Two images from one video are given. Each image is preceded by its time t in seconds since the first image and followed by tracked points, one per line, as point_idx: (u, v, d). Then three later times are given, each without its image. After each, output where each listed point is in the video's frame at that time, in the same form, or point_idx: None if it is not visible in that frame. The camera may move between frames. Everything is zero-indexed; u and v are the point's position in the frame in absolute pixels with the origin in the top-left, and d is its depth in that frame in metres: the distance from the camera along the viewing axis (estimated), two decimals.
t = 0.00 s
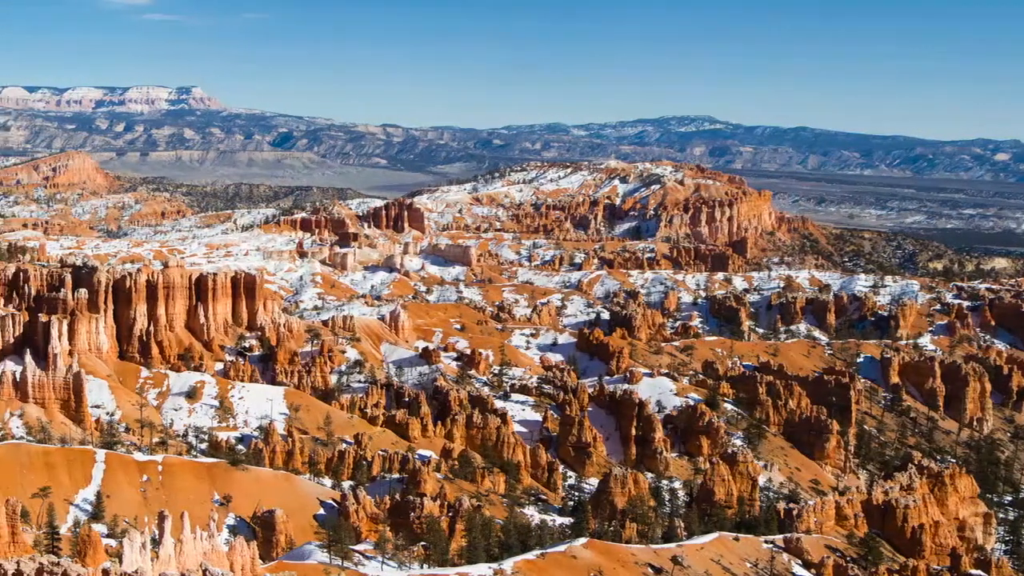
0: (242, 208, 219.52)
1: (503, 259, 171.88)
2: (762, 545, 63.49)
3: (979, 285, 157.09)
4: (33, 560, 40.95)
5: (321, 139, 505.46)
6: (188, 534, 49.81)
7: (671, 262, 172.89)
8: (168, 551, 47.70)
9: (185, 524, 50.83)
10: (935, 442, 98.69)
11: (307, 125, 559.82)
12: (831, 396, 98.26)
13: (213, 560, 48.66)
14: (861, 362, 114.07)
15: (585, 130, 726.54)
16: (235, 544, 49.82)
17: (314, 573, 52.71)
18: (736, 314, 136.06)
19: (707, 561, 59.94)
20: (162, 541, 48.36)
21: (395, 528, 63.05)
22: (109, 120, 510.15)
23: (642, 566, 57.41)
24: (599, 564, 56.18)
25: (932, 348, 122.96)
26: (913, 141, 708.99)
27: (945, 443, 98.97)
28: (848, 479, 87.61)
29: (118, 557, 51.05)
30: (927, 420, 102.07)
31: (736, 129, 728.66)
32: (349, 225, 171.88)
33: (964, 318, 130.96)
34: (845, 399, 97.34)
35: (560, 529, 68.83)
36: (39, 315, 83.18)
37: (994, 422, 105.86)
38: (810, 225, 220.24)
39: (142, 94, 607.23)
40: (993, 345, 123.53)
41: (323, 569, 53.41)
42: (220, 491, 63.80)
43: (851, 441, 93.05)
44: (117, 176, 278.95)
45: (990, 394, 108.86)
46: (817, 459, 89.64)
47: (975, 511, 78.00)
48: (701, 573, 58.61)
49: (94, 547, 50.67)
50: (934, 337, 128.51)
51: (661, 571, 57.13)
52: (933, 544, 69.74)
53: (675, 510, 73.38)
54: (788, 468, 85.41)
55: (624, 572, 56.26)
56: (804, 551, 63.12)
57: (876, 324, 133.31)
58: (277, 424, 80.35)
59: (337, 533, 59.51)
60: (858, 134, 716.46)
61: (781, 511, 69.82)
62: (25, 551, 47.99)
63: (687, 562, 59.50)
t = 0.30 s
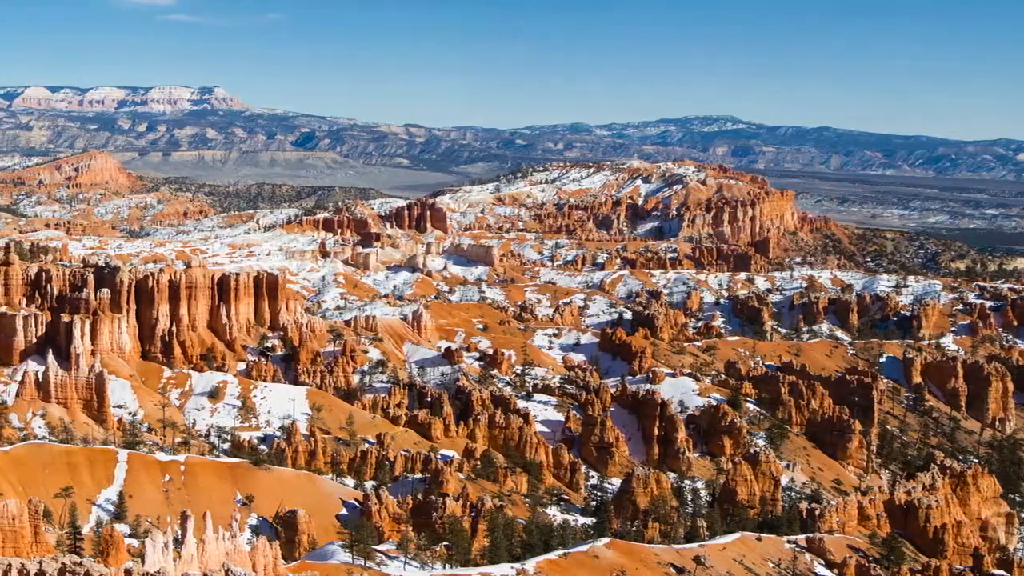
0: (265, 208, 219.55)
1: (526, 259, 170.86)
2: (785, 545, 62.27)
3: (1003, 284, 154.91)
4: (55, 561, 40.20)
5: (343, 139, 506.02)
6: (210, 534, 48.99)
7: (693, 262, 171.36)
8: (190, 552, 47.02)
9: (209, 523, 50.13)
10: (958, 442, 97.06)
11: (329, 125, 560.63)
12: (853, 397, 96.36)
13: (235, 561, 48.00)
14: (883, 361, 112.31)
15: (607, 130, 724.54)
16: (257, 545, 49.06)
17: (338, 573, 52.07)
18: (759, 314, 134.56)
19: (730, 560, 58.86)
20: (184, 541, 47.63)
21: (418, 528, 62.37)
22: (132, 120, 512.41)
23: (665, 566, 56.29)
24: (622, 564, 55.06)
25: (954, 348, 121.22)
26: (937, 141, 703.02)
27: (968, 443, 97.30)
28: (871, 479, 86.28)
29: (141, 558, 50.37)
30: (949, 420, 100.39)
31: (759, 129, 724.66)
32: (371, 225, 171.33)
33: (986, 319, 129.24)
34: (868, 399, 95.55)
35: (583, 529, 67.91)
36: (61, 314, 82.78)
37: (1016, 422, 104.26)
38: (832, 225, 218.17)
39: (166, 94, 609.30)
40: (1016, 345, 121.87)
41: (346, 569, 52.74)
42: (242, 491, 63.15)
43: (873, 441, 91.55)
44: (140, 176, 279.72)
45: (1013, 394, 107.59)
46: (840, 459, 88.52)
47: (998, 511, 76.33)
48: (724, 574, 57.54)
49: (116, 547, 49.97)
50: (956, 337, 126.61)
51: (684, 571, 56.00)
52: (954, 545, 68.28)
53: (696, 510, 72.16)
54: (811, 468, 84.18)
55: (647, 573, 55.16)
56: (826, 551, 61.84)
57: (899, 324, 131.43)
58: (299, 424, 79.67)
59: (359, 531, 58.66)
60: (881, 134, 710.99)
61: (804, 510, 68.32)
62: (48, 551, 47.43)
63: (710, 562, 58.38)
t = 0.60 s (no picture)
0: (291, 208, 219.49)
1: (552, 259, 169.68)
2: (811, 545, 60.91)
3: None
4: (82, 560, 39.45)
5: (369, 140, 506.57)
6: (237, 534, 48.21)
7: (719, 262, 169.56)
8: (217, 551, 46.30)
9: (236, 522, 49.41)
10: (984, 442, 95.24)
11: (355, 125, 561.52)
12: (879, 397, 94.85)
13: (263, 561, 47.29)
14: (910, 361, 110.36)
15: (633, 130, 721.95)
16: (284, 544, 48.38)
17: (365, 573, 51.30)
18: (785, 314, 132.83)
19: (756, 560, 57.55)
20: (211, 540, 46.88)
21: (445, 528, 61.56)
22: (159, 121, 514.86)
23: (691, 566, 55.07)
24: (648, 564, 53.93)
25: (981, 348, 119.23)
26: (964, 141, 695.89)
27: (994, 443, 95.48)
28: (897, 479, 84.83)
29: (168, 558, 49.72)
30: (975, 420, 98.58)
31: (785, 129, 719.71)
32: (398, 224, 170.70)
33: (1013, 319, 127.42)
34: (894, 399, 93.82)
35: (609, 529, 66.78)
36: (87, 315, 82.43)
37: None
38: (858, 225, 215.74)
39: (193, 94, 611.84)
40: None
41: (373, 570, 51.96)
42: (269, 491, 62.46)
43: (899, 440, 89.91)
44: (167, 176, 280.58)
45: None
46: (866, 459, 87.13)
47: None
48: (750, 573, 56.29)
49: (143, 547, 49.33)
50: (983, 337, 124.57)
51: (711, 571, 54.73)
52: (980, 545, 66.55)
53: (722, 510, 70.80)
54: (837, 467, 82.80)
55: (674, 573, 53.99)
56: (853, 551, 60.48)
57: (925, 324, 129.40)
58: (326, 424, 78.97)
59: (387, 531, 57.79)
60: (908, 134, 704.52)
61: (830, 511, 67.02)
62: (75, 550, 46.80)
63: (737, 562, 57.09)
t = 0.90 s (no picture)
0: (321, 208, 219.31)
1: (582, 259, 168.32)
2: (841, 545, 59.37)
3: None
4: (112, 560, 38.57)
5: (399, 140, 506.76)
6: (267, 534, 47.50)
7: (749, 262, 167.47)
8: (247, 551, 45.49)
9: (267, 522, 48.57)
10: (1014, 442, 93.31)
11: (385, 125, 561.91)
12: (909, 397, 92.69)
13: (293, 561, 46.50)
14: (939, 362, 108.02)
15: (663, 130, 718.37)
16: (314, 544, 47.49)
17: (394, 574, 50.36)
18: (815, 314, 130.79)
19: (786, 561, 56.15)
20: (240, 540, 45.99)
21: (474, 527, 60.65)
22: (190, 121, 517.42)
23: (721, 565, 53.72)
24: (677, 564, 52.66)
25: (1011, 348, 116.98)
26: (997, 141, 687.13)
27: None
28: (927, 479, 83.10)
29: (197, 558, 48.96)
30: (1005, 420, 96.56)
31: (816, 128, 713.68)
32: (428, 225, 169.81)
33: None
34: (924, 399, 91.71)
35: (639, 529, 65.55)
36: (117, 315, 82.20)
37: None
38: (889, 225, 212.85)
39: (224, 94, 614.28)
40: None
41: (402, 570, 51.05)
42: (299, 491, 61.66)
43: (928, 440, 88.12)
44: (197, 176, 281.47)
45: None
46: (896, 459, 85.43)
47: None
48: (780, 573, 54.86)
49: (173, 547, 48.62)
50: (1014, 337, 122.41)
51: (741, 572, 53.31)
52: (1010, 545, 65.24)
53: (752, 510, 69.50)
54: (868, 467, 81.01)
55: (703, 573, 52.61)
56: (882, 552, 59.15)
57: (955, 324, 127.28)
58: (356, 424, 78.20)
59: (416, 531, 56.81)
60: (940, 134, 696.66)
61: (860, 511, 65.38)
62: (105, 550, 46.17)
63: (766, 562, 55.68)
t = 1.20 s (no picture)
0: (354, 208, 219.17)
1: (616, 259, 166.87)
2: (875, 544, 57.86)
3: None
4: (144, 560, 37.99)
5: (433, 140, 506.59)
6: (299, 533, 46.71)
7: (783, 262, 165.21)
8: (281, 551, 44.57)
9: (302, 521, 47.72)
10: None
11: (418, 125, 562.37)
12: (942, 397, 90.71)
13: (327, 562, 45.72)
14: (973, 362, 105.37)
15: (696, 130, 714.00)
16: (347, 544, 47.00)
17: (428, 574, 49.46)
18: (848, 314, 128.57)
19: (820, 561, 54.45)
20: (274, 541, 45.20)
21: (507, 527, 59.73)
22: (224, 121, 520.11)
23: (756, 566, 52.24)
24: (712, 565, 51.32)
25: None
26: None
27: None
28: (961, 479, 81.18)
29: (231, 558, 48.24)
30: None
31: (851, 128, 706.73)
32: (461, 225, 168.90)
33: None
34: (958, 400, 89.77)
35: (672, 529, 64.46)
36: (151, 315, 81.91)
37: None
38: (923, 225, 209.71)
39: (258, 94, 615.41)
40: None
41: (436, 570, 50.20)
42: (332, 491, 60.81)
43: (962, 440, 86.20)
44: (231, 176, 282.57)
45: None
46: (929, 459, 83.48)
47: None
48: (815, 574, 53.15)
49: (206, 547, 47.92)
50: None
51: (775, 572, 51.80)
52: None
53: (785, 510, 68.03)
54: (903, 468, 79.28)
55: (737, 573, 51.24)
56: (916, 551, 57.24)
57: (988, 324, 124.89)
58: (389, 424, 77.43)
59: (450, 531, 55.82)
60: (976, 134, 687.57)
61: (893, 511, 64.28)
62: (139, 550, 45.37)
63: (800, 562, 53.93)
